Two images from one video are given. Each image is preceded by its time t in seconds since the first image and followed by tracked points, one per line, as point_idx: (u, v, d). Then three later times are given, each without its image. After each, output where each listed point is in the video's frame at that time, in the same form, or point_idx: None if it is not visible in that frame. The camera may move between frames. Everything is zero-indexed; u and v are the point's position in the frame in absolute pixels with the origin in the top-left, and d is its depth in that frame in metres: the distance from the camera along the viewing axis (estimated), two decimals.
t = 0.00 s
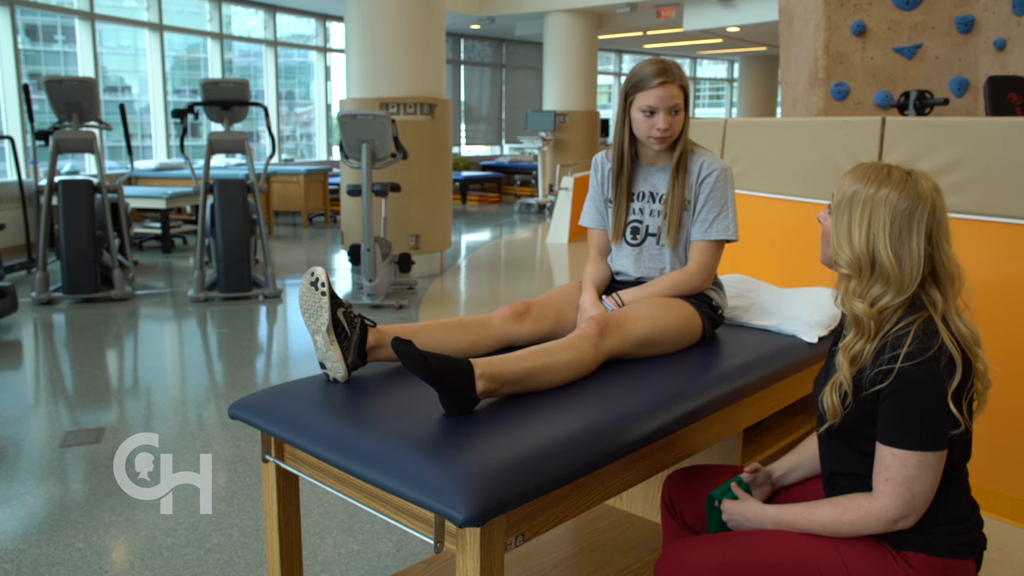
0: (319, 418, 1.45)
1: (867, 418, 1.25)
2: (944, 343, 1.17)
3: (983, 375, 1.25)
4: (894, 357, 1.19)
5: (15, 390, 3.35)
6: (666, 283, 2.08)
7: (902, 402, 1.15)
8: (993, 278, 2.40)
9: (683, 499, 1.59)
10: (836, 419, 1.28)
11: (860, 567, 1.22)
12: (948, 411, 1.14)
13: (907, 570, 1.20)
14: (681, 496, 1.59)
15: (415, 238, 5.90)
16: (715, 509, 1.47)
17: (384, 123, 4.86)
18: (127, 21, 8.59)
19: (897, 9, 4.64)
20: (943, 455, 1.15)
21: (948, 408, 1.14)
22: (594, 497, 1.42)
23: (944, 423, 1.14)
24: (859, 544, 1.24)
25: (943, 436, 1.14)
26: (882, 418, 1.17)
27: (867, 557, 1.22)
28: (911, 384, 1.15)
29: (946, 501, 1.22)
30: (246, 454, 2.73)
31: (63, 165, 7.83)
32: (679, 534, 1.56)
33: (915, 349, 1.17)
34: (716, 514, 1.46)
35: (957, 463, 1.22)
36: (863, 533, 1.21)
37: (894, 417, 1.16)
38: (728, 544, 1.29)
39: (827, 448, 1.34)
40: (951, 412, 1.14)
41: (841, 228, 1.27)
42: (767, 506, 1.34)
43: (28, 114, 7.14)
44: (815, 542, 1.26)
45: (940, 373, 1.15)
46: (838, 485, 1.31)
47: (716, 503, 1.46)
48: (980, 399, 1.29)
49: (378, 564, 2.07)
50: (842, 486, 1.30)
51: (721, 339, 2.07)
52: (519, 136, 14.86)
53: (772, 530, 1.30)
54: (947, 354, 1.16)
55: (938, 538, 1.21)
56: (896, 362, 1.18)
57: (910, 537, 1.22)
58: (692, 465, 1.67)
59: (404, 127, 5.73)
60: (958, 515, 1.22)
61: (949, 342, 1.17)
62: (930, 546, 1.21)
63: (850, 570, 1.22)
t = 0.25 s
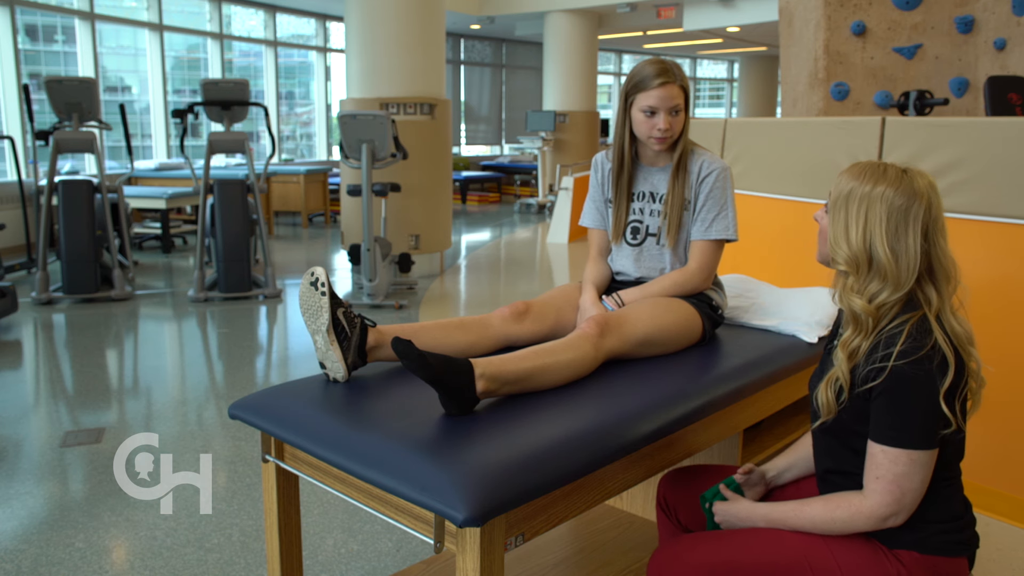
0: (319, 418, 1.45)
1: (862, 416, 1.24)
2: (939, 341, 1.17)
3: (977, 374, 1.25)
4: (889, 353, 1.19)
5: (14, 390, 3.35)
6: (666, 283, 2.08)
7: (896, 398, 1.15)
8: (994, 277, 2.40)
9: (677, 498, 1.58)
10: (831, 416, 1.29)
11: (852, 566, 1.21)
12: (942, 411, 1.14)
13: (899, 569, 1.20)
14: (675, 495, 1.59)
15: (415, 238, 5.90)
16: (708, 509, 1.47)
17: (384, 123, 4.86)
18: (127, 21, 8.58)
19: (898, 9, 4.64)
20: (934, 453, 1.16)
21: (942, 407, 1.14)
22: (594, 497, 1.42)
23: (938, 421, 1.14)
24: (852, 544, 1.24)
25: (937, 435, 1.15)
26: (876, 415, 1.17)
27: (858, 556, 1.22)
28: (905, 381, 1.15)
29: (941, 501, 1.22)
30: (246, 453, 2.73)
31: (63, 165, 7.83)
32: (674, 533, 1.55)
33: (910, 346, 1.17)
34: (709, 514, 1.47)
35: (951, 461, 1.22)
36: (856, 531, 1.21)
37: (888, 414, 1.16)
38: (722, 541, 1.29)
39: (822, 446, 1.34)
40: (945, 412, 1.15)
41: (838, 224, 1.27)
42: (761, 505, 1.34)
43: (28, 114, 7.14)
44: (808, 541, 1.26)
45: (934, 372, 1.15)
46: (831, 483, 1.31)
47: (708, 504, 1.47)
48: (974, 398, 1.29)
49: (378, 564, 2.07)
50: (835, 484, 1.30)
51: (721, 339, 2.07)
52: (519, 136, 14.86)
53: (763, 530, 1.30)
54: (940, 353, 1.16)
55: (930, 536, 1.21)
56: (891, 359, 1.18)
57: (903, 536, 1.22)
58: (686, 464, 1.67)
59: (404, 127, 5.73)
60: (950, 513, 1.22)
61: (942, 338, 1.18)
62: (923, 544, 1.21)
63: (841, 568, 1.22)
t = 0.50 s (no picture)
0: (319, 418, 1.45)
1: (857, 417, 1.25)
2: (930, 351, 1.16)
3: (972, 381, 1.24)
4: (877, 360, 1.19)
5: (14, 389, 3.34)
6: (666, 283, 2.08)
7: (886, 403, 1.16)
8: (994, 277, 2.40)
9: (677, 497, 1.58)
10: (820, 422, 1.31)
11: (851, 566, 1.22)
12: (934, 414, 1.14)
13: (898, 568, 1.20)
14: (675, 495, 1.59)
15: (415, 238, 5.90)
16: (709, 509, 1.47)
17: (384, 123, 4.86)
18: (127, 21, 8.58)
19: (898, 9, 4.64)
20: (931, 453, 1.16)
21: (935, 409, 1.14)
22: (594, 497, 1.42)
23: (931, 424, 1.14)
24: (851, 544, 1.24)
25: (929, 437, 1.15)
26: (870, 414, 1.18)
27: (857, 555, 1.22)
28: (899, 384, 1.15)
29: (940, 501, 1.22)
30: (246, 453, 2.73)
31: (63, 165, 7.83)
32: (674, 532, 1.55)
33: (900, 351, 1.17)
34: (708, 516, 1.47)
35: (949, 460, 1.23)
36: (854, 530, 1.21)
37: (881, 414, 1.16)
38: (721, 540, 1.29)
39: (821, 446, 1.34)
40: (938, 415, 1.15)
41: (833, 230, 1.27)
42: (760, 505, 1.34)
43: (28, 114, 7.14)
44: (808, 540, 1.26)
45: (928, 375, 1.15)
46: (831, 483, 1.31)
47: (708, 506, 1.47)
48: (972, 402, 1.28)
49: (378, 565, 2.07)
50: (834, 483, 1.30)
51: (722, 339, 2.07)
52: (519, 136, 14.86)
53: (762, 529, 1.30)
54: (934, 359, 1.16)
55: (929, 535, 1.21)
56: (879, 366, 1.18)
57: (901, 534, 1.22)
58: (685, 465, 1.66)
59: (404, 127, 5.74)
60: (949, 512, 1.23)
61: (933, 347, 1.17)
62: (922, 543, 1.21)
63: (841, 568, 1.22)
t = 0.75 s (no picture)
0: (319, 418, 1.45)
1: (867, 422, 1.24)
2: (940, 350, 1.16)
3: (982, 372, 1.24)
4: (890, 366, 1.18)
5: (15, 389, 3.35)
6: (666, 283, 2.08)
7: (901, 409, 1.15)
8: (992, 278, 2.40)
9: (678, 497, 1.59)
10: (828, 419, 1.29)
11: (852, 566, 1.22)
12: (948, 419, 1.14)
13: (901, 570, 1.20)
14: (675, 495, 1.59)
15: (415, 238, 5.90)
16: (710, 509, 1.47)
17: (384, 123, 4.86)
18: (127, 21, 8.58)
19: (897, 10, 4.64)
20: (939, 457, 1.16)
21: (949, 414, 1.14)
22: (594, 497, 1.42)
23: (944, 428, 1.14)
24: (853, 544, 1.24)
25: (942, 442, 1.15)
26: (880, 417, 1.17)
27: (858, 555, 1.22)
28: (914, 389, 1.15)
29: (942, 502, 1.22)
30: (246, 453, 2.73)
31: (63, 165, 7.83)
32: (674, 532, 1.54)
33: (914, 355, 1.17)
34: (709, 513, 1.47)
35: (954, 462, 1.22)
36: (858, 532, 1.21)
37: (894, 420, 1.15)
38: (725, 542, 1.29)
39: (823, 445, 1.34)
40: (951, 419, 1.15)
41: (827, 236, 1.28)
42: (760, 505, 1.34)
43: (28, 114, 7.14)
44: (809, 540, 1.26)
45: (941, 379, 1.15)
46: (832, 483, 1.31)
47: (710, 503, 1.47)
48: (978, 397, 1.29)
49: (378, 565, 2.07)
50: (835, 484, 1.31)
51: (722, 339, 2.07)
52: (519, 136, 14.87)
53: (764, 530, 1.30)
54: (946, 360, 1.16)
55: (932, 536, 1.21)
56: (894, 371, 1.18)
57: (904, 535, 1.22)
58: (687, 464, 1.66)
59: (404, 127, 5.74)
60: (952, 514, 1.22)
61: (943, 346, 1.17)
62: (925, 545, 1.21)
63: (842, 568, 1.22)
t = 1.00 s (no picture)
0: (319, 418, 1.45)
1: (870, 420, 1.24)
2: (941, 345, 1.17)
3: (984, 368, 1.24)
4: (896, 362, 1.18)
5: (15, 390, 3.35)
6: (666, 283, 2.08)
7: (908, 404, 1.15)
8: (992, 278, 2.40)
9: (679, 499, 1.59)
10: (847, 421, 1.26)
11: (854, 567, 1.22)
12: (954, 417, 1.14)
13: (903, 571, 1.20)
14: (676, 495, 1.60)
15: (415, 238, 5.90)
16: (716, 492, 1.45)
17: (384, 123, 4.86)
18: (127, 21, 8.58)
19: (897, 10, 4.64)
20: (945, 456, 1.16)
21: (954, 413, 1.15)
22: (594, 497, 1.42)
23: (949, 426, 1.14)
24: (855, 546, 1.24)
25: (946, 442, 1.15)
26: (883, 421, 1.18)
27: (861, 557, 1.22)
28: (920, 386, 1.15)
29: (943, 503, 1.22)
30: (246, 453, 2.73)
31: (63, 165, 7.83)
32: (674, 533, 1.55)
33: (919, 351, 1.17)
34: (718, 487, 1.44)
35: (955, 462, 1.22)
36: (864, 535, 1.21)
37: (898, 421, 1.15)
38: (728, 543, 1.29)
39: (825, 447, 1.34)
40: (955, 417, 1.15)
41: (829, 229, 1.28)
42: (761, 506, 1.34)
43: (28, 114, 7.14)
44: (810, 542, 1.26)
45: (946, 377, 1.15)
46: (833, 484, 1.31)
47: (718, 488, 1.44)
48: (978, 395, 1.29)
49: (378, 564, 2.07)
50: (835, 485, 1.31)
51: (721, 339, 2.07)
52: (520, 136, 14.86)
53: (766, 532, 1.30)
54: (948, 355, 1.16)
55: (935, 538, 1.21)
56: (901, 366, 1.17)
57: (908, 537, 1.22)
58: (687, 466, 1.66)
59: (404, 127, 5.74)
60: (954, 515, 1.22)
61: (946, 342, 1.17)
62: (927, 547, 1.21)
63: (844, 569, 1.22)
